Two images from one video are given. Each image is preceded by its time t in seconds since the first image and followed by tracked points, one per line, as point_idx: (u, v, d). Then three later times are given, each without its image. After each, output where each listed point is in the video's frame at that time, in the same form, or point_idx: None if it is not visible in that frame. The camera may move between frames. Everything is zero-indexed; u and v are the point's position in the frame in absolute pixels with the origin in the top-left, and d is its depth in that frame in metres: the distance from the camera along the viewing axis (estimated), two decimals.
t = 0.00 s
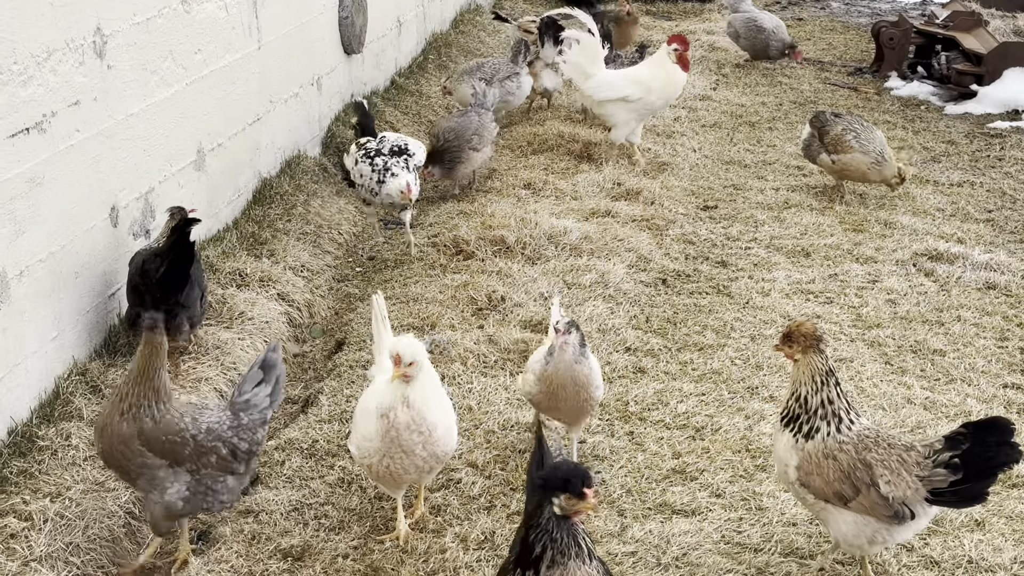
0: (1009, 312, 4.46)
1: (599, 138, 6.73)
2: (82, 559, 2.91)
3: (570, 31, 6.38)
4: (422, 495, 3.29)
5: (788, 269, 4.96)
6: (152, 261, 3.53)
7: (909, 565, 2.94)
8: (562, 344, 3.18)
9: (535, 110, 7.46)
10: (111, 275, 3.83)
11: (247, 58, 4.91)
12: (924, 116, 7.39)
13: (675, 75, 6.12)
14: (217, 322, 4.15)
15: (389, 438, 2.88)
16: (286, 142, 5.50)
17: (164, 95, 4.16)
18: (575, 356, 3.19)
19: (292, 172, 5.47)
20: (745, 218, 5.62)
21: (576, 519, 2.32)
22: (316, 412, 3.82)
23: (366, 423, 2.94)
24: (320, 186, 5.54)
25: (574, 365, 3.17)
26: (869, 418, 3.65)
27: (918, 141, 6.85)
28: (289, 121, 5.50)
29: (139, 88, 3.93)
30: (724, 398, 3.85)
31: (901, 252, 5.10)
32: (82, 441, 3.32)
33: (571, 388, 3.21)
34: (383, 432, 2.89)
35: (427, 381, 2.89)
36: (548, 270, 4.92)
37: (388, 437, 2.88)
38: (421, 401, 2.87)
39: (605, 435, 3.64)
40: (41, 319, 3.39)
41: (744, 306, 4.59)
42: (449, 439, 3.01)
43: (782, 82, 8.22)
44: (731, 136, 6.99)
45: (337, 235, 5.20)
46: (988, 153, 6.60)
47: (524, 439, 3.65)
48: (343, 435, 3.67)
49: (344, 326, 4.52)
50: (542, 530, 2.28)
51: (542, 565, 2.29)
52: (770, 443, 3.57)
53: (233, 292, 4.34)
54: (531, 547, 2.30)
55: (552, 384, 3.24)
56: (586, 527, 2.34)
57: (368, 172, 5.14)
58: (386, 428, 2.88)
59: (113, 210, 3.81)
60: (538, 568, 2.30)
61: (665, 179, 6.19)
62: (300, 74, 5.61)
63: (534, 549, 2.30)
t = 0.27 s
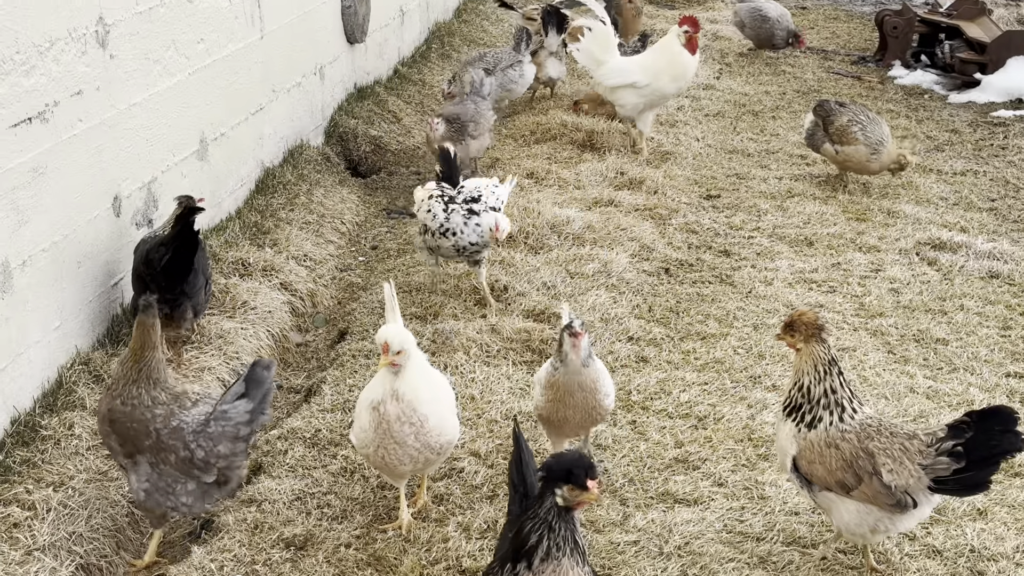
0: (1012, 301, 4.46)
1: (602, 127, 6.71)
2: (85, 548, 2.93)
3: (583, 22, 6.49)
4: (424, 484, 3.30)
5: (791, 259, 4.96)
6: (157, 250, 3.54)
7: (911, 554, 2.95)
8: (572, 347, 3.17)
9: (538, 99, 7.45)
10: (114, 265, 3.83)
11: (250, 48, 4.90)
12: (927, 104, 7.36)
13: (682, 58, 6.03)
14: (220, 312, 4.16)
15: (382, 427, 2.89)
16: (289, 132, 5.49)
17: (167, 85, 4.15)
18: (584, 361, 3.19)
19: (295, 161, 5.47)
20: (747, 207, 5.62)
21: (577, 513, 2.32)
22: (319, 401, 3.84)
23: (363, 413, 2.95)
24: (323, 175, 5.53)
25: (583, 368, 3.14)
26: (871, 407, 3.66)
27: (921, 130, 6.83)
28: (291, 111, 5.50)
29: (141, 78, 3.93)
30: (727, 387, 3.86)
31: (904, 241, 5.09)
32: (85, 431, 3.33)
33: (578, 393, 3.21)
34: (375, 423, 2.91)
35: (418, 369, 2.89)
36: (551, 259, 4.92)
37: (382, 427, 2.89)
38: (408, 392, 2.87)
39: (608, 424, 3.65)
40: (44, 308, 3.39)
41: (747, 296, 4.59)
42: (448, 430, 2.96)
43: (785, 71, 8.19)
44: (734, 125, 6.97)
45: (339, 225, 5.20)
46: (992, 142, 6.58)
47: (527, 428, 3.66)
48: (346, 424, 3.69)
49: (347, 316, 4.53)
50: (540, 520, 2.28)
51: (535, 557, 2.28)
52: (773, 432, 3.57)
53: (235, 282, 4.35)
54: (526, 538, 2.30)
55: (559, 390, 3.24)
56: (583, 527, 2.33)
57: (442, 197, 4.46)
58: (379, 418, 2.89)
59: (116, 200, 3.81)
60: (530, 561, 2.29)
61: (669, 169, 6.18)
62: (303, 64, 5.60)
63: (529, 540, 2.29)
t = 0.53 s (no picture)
0: (1013, 291, 4.46)
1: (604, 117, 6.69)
2: (87, 539, 2.94)
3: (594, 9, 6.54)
4: (425, 475, 3.32)
5: (793, 249, 4.96)
6: (156, 242, 3.57)
7: (912, 544, 2.96)
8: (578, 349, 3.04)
9: (539, 89, 7.43)
10: (115, 255, 3.84)
11: (251, 38, 4.89)
12: (929, 95, 7.34)
13: (684, 49, 6.02)
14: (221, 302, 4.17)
15: (379, 419, 2.89)
16: (290, 122, 5.49)
17: (168, 75, 4.15)
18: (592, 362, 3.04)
19: (296, 151, 5.47)
20: (749, 197, 5.61)
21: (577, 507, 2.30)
22: (320, 392, 3.85)
23: (362, 403, 2.96)
24: (324, 166, 5.53)
25: (595, 366, 2.97)
26: (872, 397, 3.66)
27: (923, 120, 6.81)
28: (293, 101, 5.49)
29: (142, 68, 3.92)
30: (728, 377, 3.87)
31: (905, 231, 5.09)
32: (86, 421, 3.34)
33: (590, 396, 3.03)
34: (373, 414, 2.92)
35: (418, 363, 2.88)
36: (553, 249, 4.92)
37: (379, 418, 2.90)
38: (402, 386, 2.86)
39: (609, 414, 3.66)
40: (45, 298, 3.40)
41: (748, 286, 4.59)
42: (446, 422, 2.96)
43: (787, 61, 8.16)
44: (735, 116, 6.96)
45: (340, 215, 5.20)
46: (994, 132, 6.56)
47: (528, 418, 3.66)
48: (347, 415, 3.70)
49: (348, 306, 4.53)
50: (541, 515, 2.26)
51: (534, 553, 2.27)
52: (773, 422, 3.58)
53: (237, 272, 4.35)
54: (526, 533, 2.28)
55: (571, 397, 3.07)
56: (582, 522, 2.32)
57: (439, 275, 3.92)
58: (377, 409, 2.90)
59: (117, 190, 3.81)
60: (529, 556, 2.28)
61: (670, 159, 6.17)
62: (304, 54, 5.59)
63: (529, 535, 2.27)
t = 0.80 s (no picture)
0: (1016, 281, 4.46)
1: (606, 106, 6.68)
2: (89, 528, 2.95)
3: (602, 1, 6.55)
4: (427, 464, 3.33)
5: (795, 239, 4.96)
6: (158, 230, 3.59)
7: (914, 533, 2.97)
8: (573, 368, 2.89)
9: (541, 79, 7.42)
10: (117, 245, 3.84)
11: (254, 27, 4.88)
12: (932, 85, 7.31)
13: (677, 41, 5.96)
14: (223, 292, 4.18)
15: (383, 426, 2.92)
16: (292, 112, 5.48)
17: (170, 65, 4.14)
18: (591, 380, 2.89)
19: (298, 141, 5.46)
20: (751, 187, 5.61)
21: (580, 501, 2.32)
22: (323, 381, 3.86)
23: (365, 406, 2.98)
24: (326, 155, 5.53)
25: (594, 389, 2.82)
26: (874, 386, 3.67)
27: (926, 110, 6.79)
28: (295, 90, 5.48)
29: (144, 58, 3.92)
30: (730, 367, 3.88)
31: (908, 222, 5.08)
32: (89, 411, 3.35)
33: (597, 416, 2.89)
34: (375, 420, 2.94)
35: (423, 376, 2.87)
36: (555, 239, 4.92)
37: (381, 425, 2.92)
38: (401, 416, 2.83)
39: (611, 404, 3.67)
40: (48, 288, 3.41)
41: (750, 276, 4.59)
42: (454, 420, 2.98)
43: (790, 51, 8.14)
44: (738, 106, 6.94)
45: (343, 205, 5.20)
46: (997, 122, 6.54)
47: (530, 408, 3.67)
48: (350, 404, 3.71)
49: (351, 296, 4.54)
50: (546, 505, 2.27)
51: (540, 542, 2.27)
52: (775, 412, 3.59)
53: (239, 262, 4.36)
54: (532, 523, 2.28)
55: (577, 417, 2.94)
56: (585, 513, 2.34)
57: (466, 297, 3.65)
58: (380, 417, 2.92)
59: (119, 179, 3.82)
60: (535, 545, 2.27)
61: (673, 149, 6.16)
62: (307, 44, 5.58)
63: (534, 525, 2.27)
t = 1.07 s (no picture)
0: (1021, 271, 4.45)
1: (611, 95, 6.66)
2: (95, 516, 2.97)
3: None
4: (432, 454, 3.35)
5: (800, 229, 4.95)
6: (159, 220, 3.60)
7: (918, 523, 2.98)
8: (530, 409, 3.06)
9: (546, 69, 7.40)
10: (122, 234, 3.86)
11: (258, 16, 4.87)
12: (937, 74, 7.28)
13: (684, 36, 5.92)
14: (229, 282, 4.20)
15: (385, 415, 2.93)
16: (297, 101, 5.48)
17: (175, 54, 4.14)
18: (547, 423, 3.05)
19: (303, 130, 5.47)
20: (756, 177, 5.60)
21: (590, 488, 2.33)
22: (328, 370, 3.88)
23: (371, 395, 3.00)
24: (331, 145, 5.53)
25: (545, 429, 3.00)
26: (878, 375, 3.67)
27: (931, 100, 6.77)
28: (300, 80, 5.48)
29: (149, 47, 3.92)
30: (735, 357, 3.88)
31: (913, 211, 5.07)
32: (94, 399, 3.36)
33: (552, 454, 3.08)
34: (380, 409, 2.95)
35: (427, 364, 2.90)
36: (560, 229, 4.92)
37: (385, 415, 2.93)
38: (407, 407, 2.85)
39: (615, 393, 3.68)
40: (53, 277, 3.42)
41: (755, 266, 4.59)
42: (459, 414, 2.99)
43: (795, 41, 8.11)
44: (743, 95, 6.92)
45: (347, 194, 5.20)
46: (1002, 112, 6.51)
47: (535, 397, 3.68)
48: (355, 393, 3.73)
49: (356, 286, 4.55)
50: (557, 497, 2.28)
51: (557, 537, 2.28)
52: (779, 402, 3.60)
53: (244, 252, 4.37)
54: (546, 518, 2.29)
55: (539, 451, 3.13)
56: (599, 500, 2.34)
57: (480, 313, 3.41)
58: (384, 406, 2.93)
59: (124, 169, 3.83)
60: (552, 541, 2.29)
61: (678, 139, 6.14)
62: (312, 33, 5.57)
63: (548, 519, 2.29)
